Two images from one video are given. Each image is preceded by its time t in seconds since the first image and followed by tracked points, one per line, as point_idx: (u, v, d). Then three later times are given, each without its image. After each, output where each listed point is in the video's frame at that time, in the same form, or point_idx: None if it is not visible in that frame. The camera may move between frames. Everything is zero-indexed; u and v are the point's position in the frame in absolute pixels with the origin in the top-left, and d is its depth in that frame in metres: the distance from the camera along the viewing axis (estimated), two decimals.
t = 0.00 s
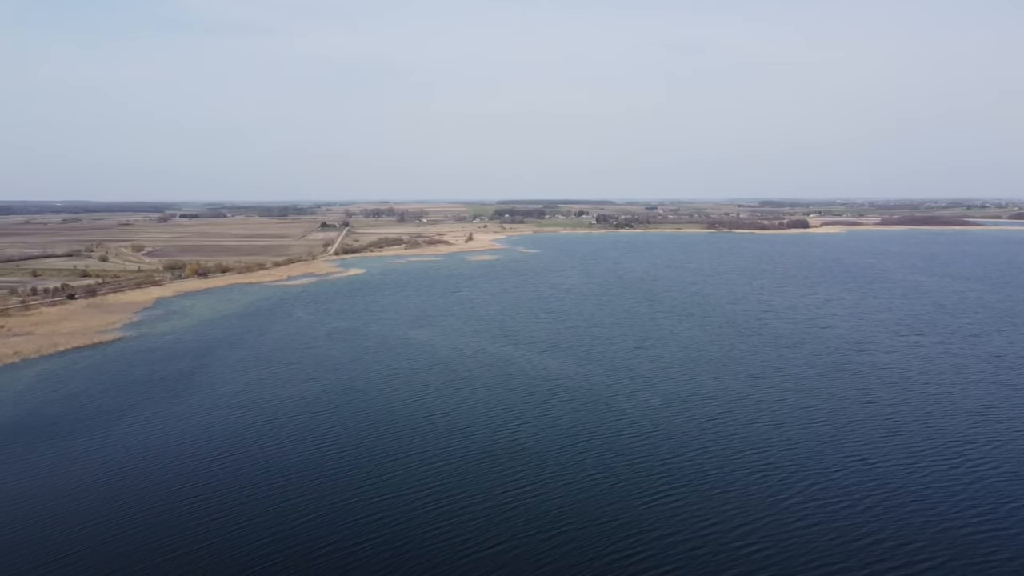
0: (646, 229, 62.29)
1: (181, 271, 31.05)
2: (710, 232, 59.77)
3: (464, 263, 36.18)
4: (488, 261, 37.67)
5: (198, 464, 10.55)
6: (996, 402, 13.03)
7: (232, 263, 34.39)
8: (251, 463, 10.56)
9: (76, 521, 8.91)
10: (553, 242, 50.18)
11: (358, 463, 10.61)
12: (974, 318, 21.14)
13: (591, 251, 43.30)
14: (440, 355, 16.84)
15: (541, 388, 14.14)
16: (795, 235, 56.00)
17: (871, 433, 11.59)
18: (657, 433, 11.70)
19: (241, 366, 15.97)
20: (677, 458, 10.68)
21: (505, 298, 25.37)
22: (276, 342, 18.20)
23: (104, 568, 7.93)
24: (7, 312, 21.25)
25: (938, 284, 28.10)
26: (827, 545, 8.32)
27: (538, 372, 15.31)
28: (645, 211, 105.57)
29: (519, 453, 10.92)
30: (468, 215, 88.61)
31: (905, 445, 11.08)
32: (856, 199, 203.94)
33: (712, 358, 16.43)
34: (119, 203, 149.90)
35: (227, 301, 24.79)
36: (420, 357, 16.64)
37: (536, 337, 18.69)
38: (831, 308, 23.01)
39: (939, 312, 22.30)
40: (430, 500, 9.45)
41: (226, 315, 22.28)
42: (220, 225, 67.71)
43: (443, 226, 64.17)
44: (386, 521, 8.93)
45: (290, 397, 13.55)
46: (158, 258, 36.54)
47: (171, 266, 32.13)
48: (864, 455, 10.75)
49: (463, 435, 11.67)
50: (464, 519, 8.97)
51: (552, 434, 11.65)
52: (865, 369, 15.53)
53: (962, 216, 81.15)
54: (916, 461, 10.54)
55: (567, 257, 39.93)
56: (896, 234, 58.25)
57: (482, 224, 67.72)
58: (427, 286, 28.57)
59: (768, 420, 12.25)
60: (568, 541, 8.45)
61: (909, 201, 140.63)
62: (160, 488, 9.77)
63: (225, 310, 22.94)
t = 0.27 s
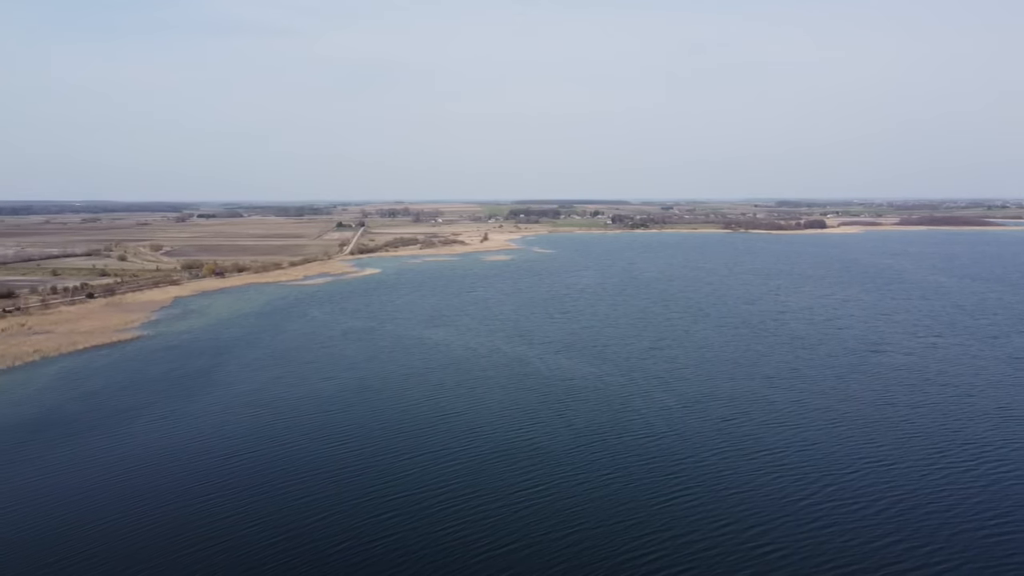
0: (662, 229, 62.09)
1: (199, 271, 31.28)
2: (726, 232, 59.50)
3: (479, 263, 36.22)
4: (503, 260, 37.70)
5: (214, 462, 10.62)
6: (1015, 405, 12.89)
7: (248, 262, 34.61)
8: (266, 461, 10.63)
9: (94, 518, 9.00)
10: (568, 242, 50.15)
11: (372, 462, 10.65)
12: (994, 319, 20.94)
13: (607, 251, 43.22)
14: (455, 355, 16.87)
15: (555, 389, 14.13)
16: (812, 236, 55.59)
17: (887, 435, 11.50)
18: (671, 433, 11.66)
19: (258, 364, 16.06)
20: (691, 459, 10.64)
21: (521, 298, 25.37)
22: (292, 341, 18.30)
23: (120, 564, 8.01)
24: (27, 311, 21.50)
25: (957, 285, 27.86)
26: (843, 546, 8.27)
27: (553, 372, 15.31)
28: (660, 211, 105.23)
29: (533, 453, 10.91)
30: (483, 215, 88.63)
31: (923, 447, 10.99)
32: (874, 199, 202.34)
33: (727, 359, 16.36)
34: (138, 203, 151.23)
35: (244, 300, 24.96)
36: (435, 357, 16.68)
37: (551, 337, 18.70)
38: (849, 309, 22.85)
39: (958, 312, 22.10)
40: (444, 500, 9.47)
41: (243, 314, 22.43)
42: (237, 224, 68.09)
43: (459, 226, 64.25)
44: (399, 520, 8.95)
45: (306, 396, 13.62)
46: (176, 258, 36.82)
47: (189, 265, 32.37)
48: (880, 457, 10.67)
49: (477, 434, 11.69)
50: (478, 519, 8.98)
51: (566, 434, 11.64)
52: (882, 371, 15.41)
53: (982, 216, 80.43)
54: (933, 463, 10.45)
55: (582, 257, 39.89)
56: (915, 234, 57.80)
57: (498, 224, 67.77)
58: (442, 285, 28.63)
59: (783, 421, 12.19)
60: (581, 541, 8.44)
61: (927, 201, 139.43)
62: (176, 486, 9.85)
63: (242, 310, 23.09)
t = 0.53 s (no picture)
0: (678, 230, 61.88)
1: (216, 270, 31.51)
2: (743, 232, 59.25)
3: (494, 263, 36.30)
4: (518, 260, 37.72)
5: (230, 460, 10.71)
6: None
7: (265, 262, 34.81)
8: (281, 459, 10.71)
9: (111, 515, 9.09)
10: (583, 242, 50.09)
11: (387, 461, 10.70)
12: (1013, 321, 20.72)
13: (622, 251, 43.12)
14: (469, 355, 16.91)
15: (569, 389, 14.14)
16: (829, 236, 55.23)
17: (904, 437, 11.41)
18: (685, 434, 11.64)
19: (274, 363, 16.17)
20: (705, 460, 10.61)
21: (535, 298, 25.38)
22: (307, 341, 18.41)
23: (137, 560, 8.10)
24: (48, 309, 21.77)
25: (976, 286, 27.59)
26: (858, 549, 8.21)
27: (567, 372, 15.31)
28: (676, 211, 104.89)
29: (547, 453, 10.92)
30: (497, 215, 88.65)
31: (939, 449, 10.90)
32: (892, 199, 200.79)
33: (743, 360, 16.29)
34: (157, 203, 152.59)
35: (261, 300, 25.14)
36: (449, 357, 16.71)
37: (565, 337, 18.70)
38: (865, 310, 22.71)
39: (977, 314, 21.90)
40: (457, 499, 9.50)
41: (259, 313, 22.60)
42: (253, 224, 68.42)
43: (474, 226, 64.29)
44: (412, 520, 8.98)
45: (321, 395, 13.71)
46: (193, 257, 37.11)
47: (207, 265, 32.65)
48: (896, 459, 10.60)
49: (491, 434, 11.71)
50: (491, 518, 9.00)
51: (580, 434, 11.65)
52: (899, 372, 15.29)
53: (1001, 217, 79.65)
54: (950, 465, 10.37)
55: (597, 257, 39.85)
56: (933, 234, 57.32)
57: (513, 224, 67.84)
58: (457, 285, 28.69)
59: (799, 422, 12.13)
60: (595, 541, 8.46)
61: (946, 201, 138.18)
62: (192, 483, 9.94)
63: (258, 309, 23.26)
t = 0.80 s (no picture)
0: (694, 230, 61.66)
1: (233, 270, 31.76)
2: (759, 233, 58.96)
3: (508, 263, 36.36)
4: (533, 260, 37.74)
5: (246, 458, 10.78)
6: None
7: (281, 262, 35.03)
8: (296, 458, 10.75)
9: (128, 512, 9.18)
10: (598, 243, 50.03)
11: (401, 460, 10.73)
12: None
13: (637, 251, 43.05)
14: (484, 355, 16.93)
15: (583, 389, 14.12)
16: (846, 237, 54.86)
17: (921, 439, 11.32)
18: (700, 435, 11.60)
19: (290, 362, 16.26)
20: (720, 461, 10.57)
21: (549, 298, 25.37)
22: (323, 340, 18.51)
23: (153, 557, 8.17)
24: (67, 309, 21.98)
25: (995, 286, 27.31)
26: (874, 551, 8.14)
27: (581, 372, 15.31)
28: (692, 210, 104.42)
29: (561, 453, 10.92)
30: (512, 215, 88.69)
31: (957, 451, 10.80)
32: (910, 199, 199.12)
33: (758, 361, 16.22)
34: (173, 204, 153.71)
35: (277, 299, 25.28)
36: (464, 357, 16.74)
37: (579, 337, 18.68)
38: (883, 311, 22.54)
39: (996, 315, 21.68)
40: (470, 498, 9.51)
41: (275, 312, 22.72)
42: (270, 224, 68.82)
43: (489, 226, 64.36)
44: (426, 519, 8.98)
45: (336, 394, 13.78)
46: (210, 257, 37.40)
47: (223, 265, 32.87)
48: (913, 461, 10.51)
49: (504, 433, 11.73)
50: (503, 517, 9.01)
51: (594, 434, 11.64)
52: (917, 373, 15.17)
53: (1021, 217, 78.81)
54: (967, 467, 10.27)
55: (612, 257, 39.81)
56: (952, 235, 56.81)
57: (528, 224, 67.84)
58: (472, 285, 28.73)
59: (815, 423, 12.05)
60: (608, 541, 8.44)
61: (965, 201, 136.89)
62: (208, 481, 10.02)
63: (274, 308, 23.38)
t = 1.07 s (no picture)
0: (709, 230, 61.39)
1: (249, 269, 31.96)
2: (775, 233, 58.63)
3: (522, 263, 36.38)
4: (547, 260, 37.72)
5: (261, 456, 10.84)
6: None
7: (297, 261, 35.22)
8: (311, 456, 10.80)
9: (144, 509, 9.25)
10: (613, 243, 49.92)
11: (415, 458, 10.76)
12: None
13: (652, 251, 42.93)
14: (497, 354, 16.95)
15: (597, 389, 14.11)
16: (864, 237, 54.46)
17: (939, 440, 11.21)
18: (715, 435, 11.55)
19: (305, 361, 16.35)
20: (734, 461, 10.53)
21: (563, 298, 25.35)
22: (338, 339, 18.59)
23: (168, 553, 8.24)
24: (85, 308, 22.19)
25: (1014, 287, 27.03)
26: (889, 553, 8.08)
27: (595, 372, 15.29)
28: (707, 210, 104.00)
29: (574, 453, 10.91)
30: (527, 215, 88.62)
31: (975, 453, 10.69)
32: (929, 199, 197.37)
33: (773, 361, 16.14)
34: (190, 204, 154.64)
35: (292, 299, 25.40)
36: (478, 356, 16.76)
37: (594, 337, 18.66)
38: (900, 311, 22.36)
39: (1015, 315, 21.46)
40: (483, 497, 9.53)
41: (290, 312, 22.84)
42: (286, 224, 69.14)
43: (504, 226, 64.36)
44: (438, 517, 9.01)
45: (351, 393, 13.84)
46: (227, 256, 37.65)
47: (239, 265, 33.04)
48: (930, 462, 10.42)
49: (518, 433, 11.73)
50: (517, 517, 9.01)
51: (608, 433, 11.63)
52: (935, 374, 15.04)
53: None
54: (985, 469, 10.17)
55: (627, 257, 39.72)
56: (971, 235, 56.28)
57: (542, 224, 67.75)
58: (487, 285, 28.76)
59: (831, 424, 11.98)
60: (621, 541, 8.43)
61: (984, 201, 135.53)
62: (224, 479, 10.09)
63: (290, 307, 23.51)
